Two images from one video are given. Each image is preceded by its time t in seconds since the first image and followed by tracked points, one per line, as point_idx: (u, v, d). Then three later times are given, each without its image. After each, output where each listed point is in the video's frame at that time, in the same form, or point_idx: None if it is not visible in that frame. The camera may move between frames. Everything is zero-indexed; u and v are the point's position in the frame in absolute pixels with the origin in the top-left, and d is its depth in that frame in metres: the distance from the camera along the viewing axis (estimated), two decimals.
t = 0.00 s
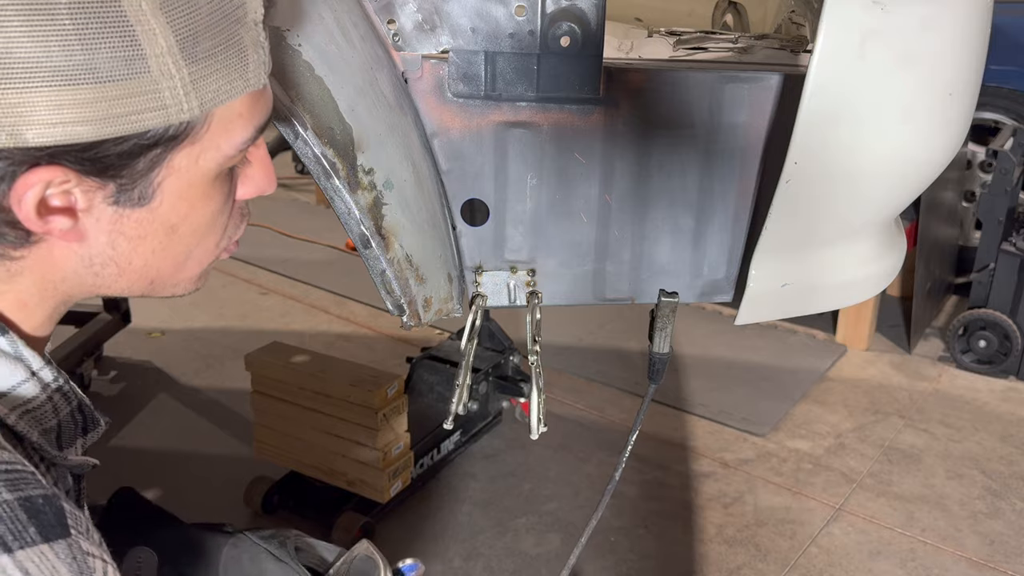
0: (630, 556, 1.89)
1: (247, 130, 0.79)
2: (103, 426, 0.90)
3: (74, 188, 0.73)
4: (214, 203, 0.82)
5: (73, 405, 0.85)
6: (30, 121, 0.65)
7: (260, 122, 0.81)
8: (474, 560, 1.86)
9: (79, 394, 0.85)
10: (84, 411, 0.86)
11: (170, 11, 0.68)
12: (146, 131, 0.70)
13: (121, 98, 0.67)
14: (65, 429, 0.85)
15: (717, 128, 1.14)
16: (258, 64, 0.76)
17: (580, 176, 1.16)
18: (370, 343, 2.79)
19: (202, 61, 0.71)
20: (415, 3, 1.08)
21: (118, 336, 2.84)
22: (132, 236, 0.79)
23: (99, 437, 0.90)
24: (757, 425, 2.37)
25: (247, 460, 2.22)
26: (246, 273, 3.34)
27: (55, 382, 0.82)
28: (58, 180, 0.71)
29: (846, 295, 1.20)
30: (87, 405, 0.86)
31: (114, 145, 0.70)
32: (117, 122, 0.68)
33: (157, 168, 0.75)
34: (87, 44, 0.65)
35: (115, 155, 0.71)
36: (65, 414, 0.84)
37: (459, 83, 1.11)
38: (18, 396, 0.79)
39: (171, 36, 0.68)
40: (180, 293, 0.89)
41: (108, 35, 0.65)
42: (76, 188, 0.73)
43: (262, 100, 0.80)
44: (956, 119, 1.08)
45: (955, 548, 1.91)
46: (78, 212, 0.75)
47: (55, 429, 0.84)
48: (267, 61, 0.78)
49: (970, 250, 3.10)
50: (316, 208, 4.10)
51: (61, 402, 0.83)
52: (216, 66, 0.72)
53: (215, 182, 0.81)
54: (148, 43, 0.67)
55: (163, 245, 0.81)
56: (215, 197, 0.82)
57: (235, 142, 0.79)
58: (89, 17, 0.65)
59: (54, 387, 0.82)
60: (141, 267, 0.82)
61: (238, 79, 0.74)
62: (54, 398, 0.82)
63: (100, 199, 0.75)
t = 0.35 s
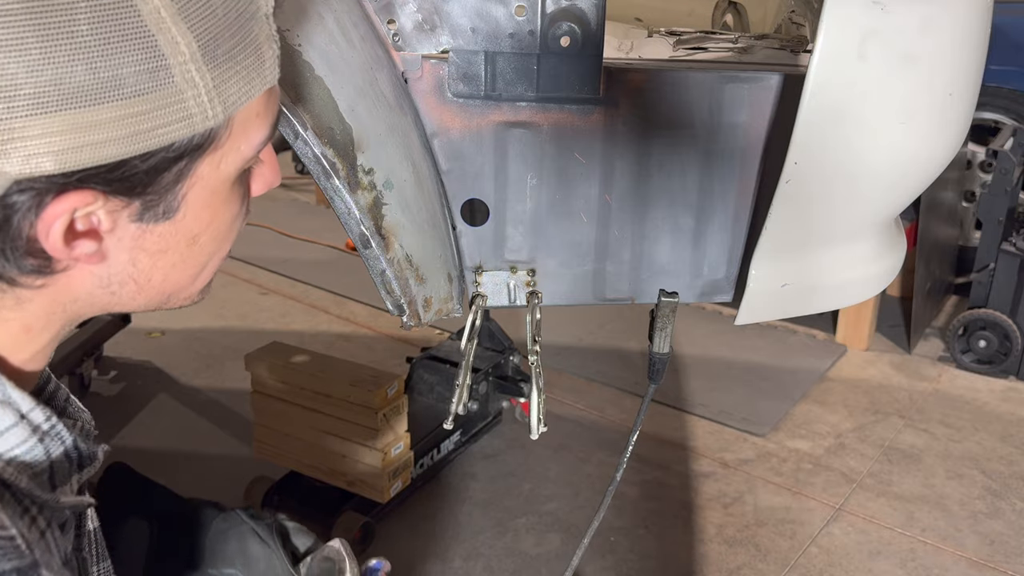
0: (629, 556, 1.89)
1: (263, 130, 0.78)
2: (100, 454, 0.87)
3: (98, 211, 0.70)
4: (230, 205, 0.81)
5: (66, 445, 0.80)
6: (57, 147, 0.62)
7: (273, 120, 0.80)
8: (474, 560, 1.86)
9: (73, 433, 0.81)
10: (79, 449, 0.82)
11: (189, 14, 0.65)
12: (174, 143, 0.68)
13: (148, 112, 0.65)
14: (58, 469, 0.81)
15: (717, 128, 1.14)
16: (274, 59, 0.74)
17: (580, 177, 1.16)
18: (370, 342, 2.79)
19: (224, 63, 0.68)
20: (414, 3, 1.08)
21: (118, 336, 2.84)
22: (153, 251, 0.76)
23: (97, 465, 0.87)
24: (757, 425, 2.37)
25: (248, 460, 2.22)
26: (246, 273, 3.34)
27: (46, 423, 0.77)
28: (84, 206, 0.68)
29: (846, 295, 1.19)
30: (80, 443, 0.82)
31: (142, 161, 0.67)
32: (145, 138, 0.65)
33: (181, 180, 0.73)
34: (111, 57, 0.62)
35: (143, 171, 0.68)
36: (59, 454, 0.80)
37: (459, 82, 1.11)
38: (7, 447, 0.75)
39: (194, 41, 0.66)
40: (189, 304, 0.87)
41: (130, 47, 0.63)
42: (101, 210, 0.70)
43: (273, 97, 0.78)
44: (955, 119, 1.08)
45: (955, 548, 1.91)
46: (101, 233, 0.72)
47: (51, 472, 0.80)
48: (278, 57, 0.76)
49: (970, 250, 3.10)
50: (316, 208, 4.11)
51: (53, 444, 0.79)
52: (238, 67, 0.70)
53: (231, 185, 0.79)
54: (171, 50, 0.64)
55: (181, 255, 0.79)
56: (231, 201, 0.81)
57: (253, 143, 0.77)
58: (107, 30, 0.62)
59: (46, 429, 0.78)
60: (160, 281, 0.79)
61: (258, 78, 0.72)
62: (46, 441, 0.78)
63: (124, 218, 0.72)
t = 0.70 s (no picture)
0: (630, 556, 1.89)
1: (251, 97, 0.77)
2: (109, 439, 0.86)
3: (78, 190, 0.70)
4: (220, 177, 0.81)
5: (55, 434, 0.80)
6: (36, 116, 0.62)
7: (260, 90, 0.79)
8: (474, 560, 1.86)
9: (62, 422, 0.80)
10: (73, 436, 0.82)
11: None
12: (155, 114, 0.67)
13: (128, 81, 0.64)
14: (49, 458, 0.82)
15: (717, 128, 1.14)
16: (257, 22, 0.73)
17: (580, 177, 1.16)
18: (370, 343, 2.79)
19: (204, 27, 0.67)
20: (415, 3, 1.08)
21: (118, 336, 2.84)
22: (140, 230, 0.76)
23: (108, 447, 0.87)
24: (757, 424, 2.37)
25: (248, 460, 2.22)
26: (247, 273, 3.34)
27: (28, 413, 0.77)
28: (64, 185, 0.68)
29: (846, 295, 1.20)
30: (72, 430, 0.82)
31: (123, 133, 0.67)
32: (127, 106, 0.65)
33: (165, 154, 0.72)
34: (86, 26, 0.61)
35: (125, 145, 0.68)
36: (47, 444, 0.80)
37: (459, 83, 1.11)
38: None
39: (172, 4, 0.65)
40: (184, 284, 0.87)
41: (105, 13, 0.62)
42: (83, 188, 0.70)
43: (260, 62, 0.77)
44: (955, 120, 1.08)
45: (955, 548, 1.91)
46: (85, 213, 0.72)
47: (37, 461, 0.81)
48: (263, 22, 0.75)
49: (970, 250, 3.10)
50: (316, 208, 4.11)
51: (39, 434, 0.79)
52: (218, 31, 0.69)
53: (219, 158, 0.79)
54: (149, 14, 0.63)
55: (172, 233, 0.79)
56: (221, 174, 0.80)
57: (241, 111, 0.77)
58: None
59: (28, 421, 0.78)
60: (151, 259, 0.79)
61: (240, 41, 0.71)
62: (28, 434, 0.78)
63: (108, 196, 0.72)
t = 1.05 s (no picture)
0: (629, 556, 1.89)
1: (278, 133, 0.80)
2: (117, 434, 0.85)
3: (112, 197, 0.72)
4: (243, 201, 0.83)
5: (69, 419, 0.79)
6: (78, 135, 0.64)
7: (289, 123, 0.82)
8: (474, 560, 1.86)
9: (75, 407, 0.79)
10: (84, 424, 0.81)
11: (212, 20, 0.68)
12: (188, 139, 0.70)
13: (165, 109, 0.67)
14: (60, 443, 0.80)
15: (717, 128, 1.14)
16: (290, 70, 0.76)
17: (580, 177, 1.16)
18: (369, 342, 2.79)
19: (241, 68, 0.70)
20: (415, 3, 1.08)
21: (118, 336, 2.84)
22: (165, 241, 0.78)
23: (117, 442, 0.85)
24: (757, 425, 2.37)
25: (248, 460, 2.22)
26: (246, 273, 3.34)
27: (42, 394, 0.76)
28: (103, 190, 0.70)
29: (846, 296, 1.19)
30: (84, 419, 0.80)
31: (157, 152, 0.69)
32: (164, 132, 0.67)
33: (196, 173, 0.75)
34: (136, 55, 0.64)
35: (158, 162, 0.70)
36: (57, 427, 0.79)
37: (459, 82, 1.11)
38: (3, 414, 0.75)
39: (214, 44, 0.68)
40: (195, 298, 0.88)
41: (154, 48, 0.65)
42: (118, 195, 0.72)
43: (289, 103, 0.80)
44: (955, 119, 1.08)
45: (955, 548, 1.91)
46: (119, 219, 0.74)
47: (51, 444, 0.80)
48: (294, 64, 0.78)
49: (970, 250, 3.10)
50: (316, 208, 4.11)
51: (51, 415, 0.78)
52: (254, 73, 0.71)
53: (243, 183, 0.81)
54: (192, 52, 0.66)
55: (193, 247, 0.81)
56: (244, 199, 0.83)
57: (267, 146, 0.79)
58: (136, 29, 0.64)
59: (44, 403, 0.77)
60: (171, 269, 0.81)
61: (273, 84, 0.74)
62: (41, 414, 0.77)
63: (141, 206, 0.74)
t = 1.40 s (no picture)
0: (630, 556, 1.89)
1: (179, 110, 0.81)
2: (42, 414, 0.92)
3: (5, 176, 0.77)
4: (152, 179, 0.86)
5: None
6: None
7: (195, 102, 0.84)
8: (474, 560, 1.86)
9: None
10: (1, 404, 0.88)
11: None
12: (72, 116, 0.73)
13: (45, 84, 0.69)
14: None
15: (717, 128, 1.14)
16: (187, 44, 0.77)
17: (580, 177, 1.16)
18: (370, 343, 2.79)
19: (126, 44, 0.72)
20: (415, 3, 1.08)
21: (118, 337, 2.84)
22: (68, 218, 0.83)
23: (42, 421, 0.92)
24: (757, 424, 2.37)
25: (249, 459, 2.22)
26: (247, 273, 3.34)
27: None
28: None
29: (846, 295, 1.20)
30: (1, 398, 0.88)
31: (41, 130, 0.73)
32: (44, 105, 0.70)
33: (88, 152, 0.78)
34: (10, 32, 0.67)
35: (43, 140, 0.74)
36: None
37: (459, 83, 1.11)
38: None
39: (94, 21, 0.69)
40: (122, 270, 0.94)
41: (28, 21, 0.67)
42: (8, 174, 0.77)
43: (193, 79, 0.82)
44: (955, 119, 1.08)
45: (955, 548, 1.91)
46: (13, 196, 0.79)
47: None
48: (197, 41, 0.80)
49: (971, 250, 3.10)
50: (316, 208, 4.11)
51: None
52: (141, 48, 0.73)
53: (149, 161, 0.84)
54: (69, 28, 0.69)
55: (101, 223, 0.85)
56: (154, 177, 0.86)
57: (167, 123, 0.81)
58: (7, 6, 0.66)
59: None
60: (80, 244, 0.86)
61: (164, 59, 0.76)
62: None
63: (33, 183, 0.79)
